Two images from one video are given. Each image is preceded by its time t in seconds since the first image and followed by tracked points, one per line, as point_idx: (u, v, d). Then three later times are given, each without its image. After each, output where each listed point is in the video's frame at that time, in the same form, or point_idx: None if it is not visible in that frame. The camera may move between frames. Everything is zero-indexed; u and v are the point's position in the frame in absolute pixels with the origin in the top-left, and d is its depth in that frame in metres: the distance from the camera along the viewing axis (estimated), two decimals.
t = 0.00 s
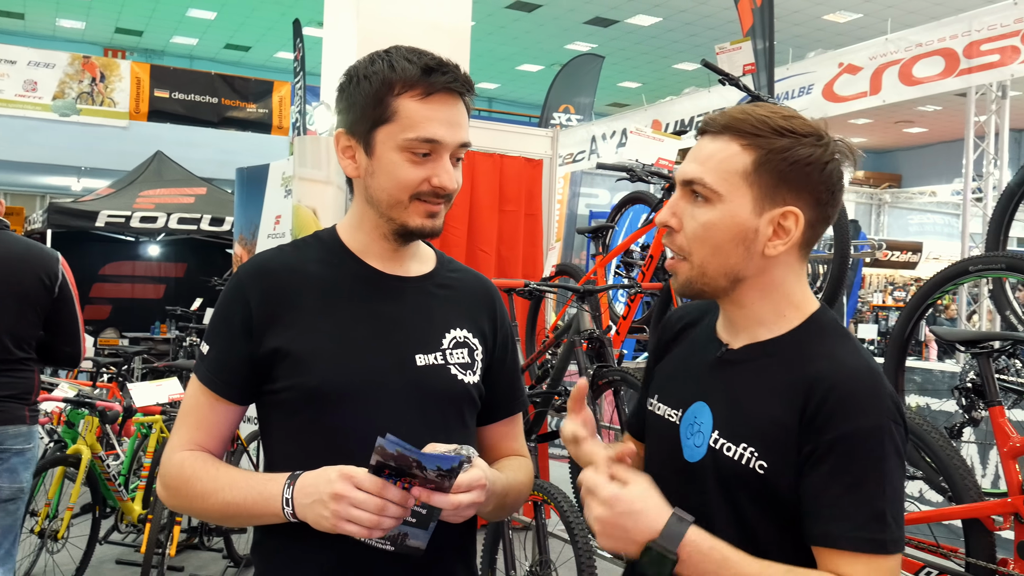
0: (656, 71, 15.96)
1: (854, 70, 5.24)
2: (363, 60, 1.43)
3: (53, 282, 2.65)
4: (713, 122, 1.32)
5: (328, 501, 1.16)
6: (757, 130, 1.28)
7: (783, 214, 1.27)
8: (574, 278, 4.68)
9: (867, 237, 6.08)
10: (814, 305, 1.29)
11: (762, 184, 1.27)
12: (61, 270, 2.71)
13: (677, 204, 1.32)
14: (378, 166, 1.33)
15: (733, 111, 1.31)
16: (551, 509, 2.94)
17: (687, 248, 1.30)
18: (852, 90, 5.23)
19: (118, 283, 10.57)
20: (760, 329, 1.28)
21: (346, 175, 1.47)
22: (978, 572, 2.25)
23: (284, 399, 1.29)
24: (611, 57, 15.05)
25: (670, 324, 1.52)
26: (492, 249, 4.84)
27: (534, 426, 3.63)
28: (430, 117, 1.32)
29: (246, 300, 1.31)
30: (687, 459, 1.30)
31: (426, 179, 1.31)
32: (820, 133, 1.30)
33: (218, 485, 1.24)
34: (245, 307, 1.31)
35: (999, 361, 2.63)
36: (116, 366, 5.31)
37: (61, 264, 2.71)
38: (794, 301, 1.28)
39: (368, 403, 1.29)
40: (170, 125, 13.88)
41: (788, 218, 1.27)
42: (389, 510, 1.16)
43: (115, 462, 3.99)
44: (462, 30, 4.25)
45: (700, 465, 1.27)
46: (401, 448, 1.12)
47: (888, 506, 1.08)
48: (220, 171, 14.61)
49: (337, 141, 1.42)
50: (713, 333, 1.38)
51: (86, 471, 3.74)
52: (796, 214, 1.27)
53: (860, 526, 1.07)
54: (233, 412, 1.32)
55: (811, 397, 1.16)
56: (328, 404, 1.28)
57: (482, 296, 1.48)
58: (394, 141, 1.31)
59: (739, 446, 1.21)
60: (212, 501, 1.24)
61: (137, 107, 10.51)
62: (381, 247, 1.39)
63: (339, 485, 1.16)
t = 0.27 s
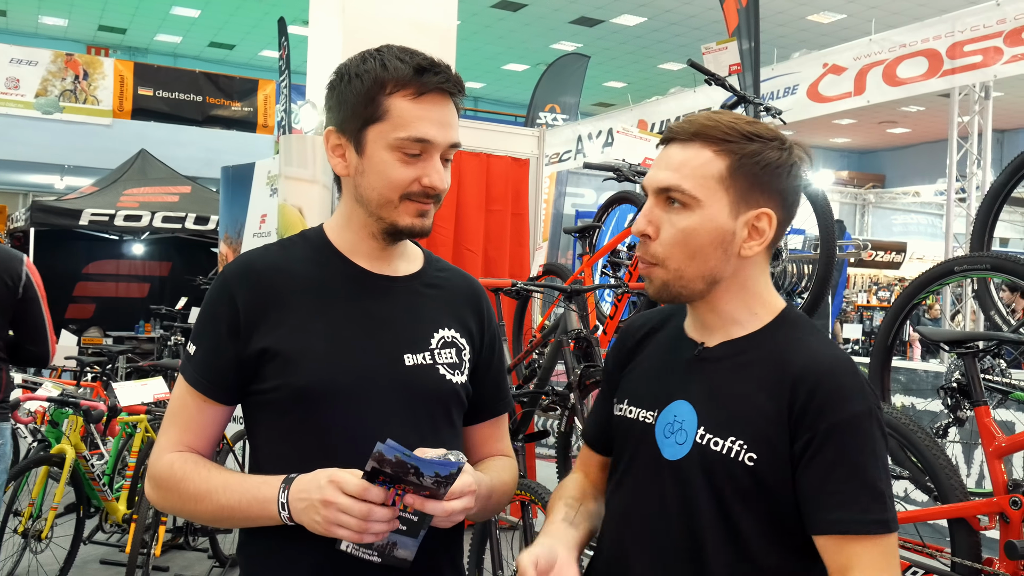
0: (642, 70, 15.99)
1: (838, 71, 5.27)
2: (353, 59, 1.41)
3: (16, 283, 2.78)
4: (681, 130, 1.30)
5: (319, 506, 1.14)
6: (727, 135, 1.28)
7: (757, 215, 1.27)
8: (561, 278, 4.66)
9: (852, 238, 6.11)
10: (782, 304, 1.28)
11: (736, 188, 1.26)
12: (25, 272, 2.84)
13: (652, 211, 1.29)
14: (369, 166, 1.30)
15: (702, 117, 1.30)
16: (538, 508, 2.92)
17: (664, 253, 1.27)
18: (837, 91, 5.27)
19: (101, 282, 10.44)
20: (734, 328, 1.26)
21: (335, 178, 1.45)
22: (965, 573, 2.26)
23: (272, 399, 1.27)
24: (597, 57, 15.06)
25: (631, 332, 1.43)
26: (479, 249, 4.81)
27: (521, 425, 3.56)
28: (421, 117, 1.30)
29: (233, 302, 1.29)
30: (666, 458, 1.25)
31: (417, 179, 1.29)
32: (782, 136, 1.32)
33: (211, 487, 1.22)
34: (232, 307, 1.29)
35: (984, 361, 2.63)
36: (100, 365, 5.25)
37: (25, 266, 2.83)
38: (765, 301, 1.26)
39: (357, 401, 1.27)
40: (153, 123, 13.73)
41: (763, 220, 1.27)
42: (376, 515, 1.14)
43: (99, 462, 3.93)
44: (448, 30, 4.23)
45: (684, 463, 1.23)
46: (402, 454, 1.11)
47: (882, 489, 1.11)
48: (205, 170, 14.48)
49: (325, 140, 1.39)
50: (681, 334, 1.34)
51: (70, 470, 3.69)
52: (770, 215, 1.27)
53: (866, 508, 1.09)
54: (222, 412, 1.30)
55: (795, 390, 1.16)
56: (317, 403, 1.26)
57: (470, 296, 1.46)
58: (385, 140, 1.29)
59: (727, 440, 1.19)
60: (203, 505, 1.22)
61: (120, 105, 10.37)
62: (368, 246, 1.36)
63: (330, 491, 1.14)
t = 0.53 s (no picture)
0: (643, 70, 15.99)
1: (839, 71, 5.28)
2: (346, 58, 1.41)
3: None
4: (668, 125, 1.27)
5: (317, 508, 1.14)
6: (713, 128, 1.26)
7: (745, 206, 1.27)
8: (562, 277, 4.66)
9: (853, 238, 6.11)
10: (762, 294, 1.30)
11: (726, 179, 1.25)
12: None
13: (644, 205, 1.25)
14: (351, 159, 1.32)
15: (686, 112, 1.28)
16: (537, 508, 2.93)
17: (662, 245, 1.23)
18: (837, 91, 5.28)
19: (102, 281, 10.44)
20: (721, 317, 1.25)
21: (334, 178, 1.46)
22: (965, 573, 2.26)
23: (272, 398, 1.27)
24: (598, 56, 15.04)
25: (605, 321, 1.38)
26: (479, 248, 4.81)
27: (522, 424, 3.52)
28: (399, 108, 1.31)
29: (235, 301, 1.29)
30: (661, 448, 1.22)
31: (393, 170, 1.30)
32: (757, 130, 1.33)
33: (211, 486, 1.22)
34: (233, 307, 1.29)
35: (985, 362, 2.63)
36: (100, 364, 5.25)
37: None
38: (748, 291, 1.28)
39: (357, 400, 1.28)
40: (154, 123, 13.73)
41: (749, 210, 1.28)
42: (373, 515, 1.13)
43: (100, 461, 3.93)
44: (449, 30, 4.23)
45: (686, 452, 1.21)
46: (399, 453, 1.11)
47: (847, 459, 1.14)
48: (205, 169, 14.47)
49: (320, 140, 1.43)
50: (659, 325, 1.31)
51: (70, 470, 3.69)
52: (755, 205, 1.28)
53: (836, 480, 1.12)
54: (222, 411, 1.30)
55: (791, 357, 1.19)
56: (317, 402, 1.26)
57: (471, 298, 1.45)
58: (363, 131, 1.32)
59: (731, 423, 1.18)
60: (204, 504, 1.22)
61: (121, 104, 10.37)
62: (366, 244, 1.36)
63: (327, 494, 1.14)
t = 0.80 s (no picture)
0: (645, 70, 15.98)
1: (840, 71, 5.28)
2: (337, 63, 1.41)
3: None
4: (655, 119, 1.26)
5: (310, 498, 1.14)
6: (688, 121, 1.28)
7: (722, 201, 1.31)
8: (562, 277, 4.66)
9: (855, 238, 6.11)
10: (729, 285, 1.30)
11: (711, 172, 1.27)
12: None
13: (642, 198, 1.23)
14: (349, 159, 1.33)
15: (668, 108, 1.28)
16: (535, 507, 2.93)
17: (661, 238, 1.22)
18: (839, 91, 5.28)
19: (102, 279, 10.46)
20: (694, 313, 1.25)
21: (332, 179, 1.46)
22: (964, 572, 2.26)
23: (269, 394, 1.28)
24: (600, 56, 15.04)
25: (574, 332, 1.36)
26: (480, 247, 4.82)
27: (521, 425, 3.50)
28: (395, 105, 1.31)
29: (235, 297, 1.30)
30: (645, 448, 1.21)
31: (386, 167, 1.30)
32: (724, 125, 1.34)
33: (207, 479, 1.23)
34: (233, 302, 1.29)
35: (985, 362, 2.63)
36: (101, 362, 5.26)
37: None
38: (716, 282, 1.28)
39: (354, 397, 1.28)
40: (156, 121, 13.75)
41: (725, 205, 1.32)
42: (363, 505, 1.13)
43: (100, 458, 3.93)
44: (452, 29, 4.23)
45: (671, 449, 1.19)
46: (390, 436, 1.13)
47: (831, 442, 1.13)
48: (206, 167, 14.47)
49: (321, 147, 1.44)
50: (631, 326, 1.29)
51: (71, 468, 3.69)
52: (729, 200, 1.32)
53: (812, 458, 1.11)
54: (223, 406, 1.31)
55: (767, 342, 1.19)
56: (313, 399, 1.26)
57: (471, 299, 1.45)
58: (358, 128, 1.32)
59: (712, 415, 1.18)
60: (201, 496, 1.22)
61: (122, 102, 10.37)
62: (367, 243, 1.36)
63: (318, 483, 1.14)
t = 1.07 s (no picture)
0: (649, 69, 15.96)
1: (845, 71, 5.27)
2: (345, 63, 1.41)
3: None
4: (625, 117, 1.24)
5: (302, 490, 1.14)
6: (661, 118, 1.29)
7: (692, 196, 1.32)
8: (566, 276, 4.65)
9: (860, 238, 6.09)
10: (705, 278, 1.31)
11: (687, 169, 1.28)
12: None
13: (626, 195, 1.22)
14: (353, 158, 1.33)
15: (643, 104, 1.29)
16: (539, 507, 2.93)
17: (647, 234, 1.21)
18: (844, 91, 5.28)
19: (107, 278, 10.49)
20: (675, 308, 1.25)
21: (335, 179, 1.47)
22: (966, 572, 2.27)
23: (272, 390, 1.28)
24: (604, 55, 15.02)
25: (556, 340, 1.35)
26: (485, 246, 4.82)
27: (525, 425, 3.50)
28: (397, 103, 1.32)
29: (239, 293, 1.30)
30: (632, 445, 1.20)
31: (391, 166, 1.31)
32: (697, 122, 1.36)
33: (205, 471, 1.23)
34: (237, 298, 1.30)
35: (989, 362, 2.63)
36: (106, 360, 5.27)
37: None
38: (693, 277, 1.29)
39: (356, 393, 1.28)
40: (162, 120, 13.77)
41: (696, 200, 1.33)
42: (353, 498, 1.13)
43: (105, 457, 3.95)
44: (456, 29, 4.24)
45: (659, 447, 1.18)
46: (378, 430, 1.14)
47: (807, 420, 1.12)
48: (211, 167, 14.50)
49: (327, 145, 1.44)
50: (612, 327, 1.29)
51: (76, 465, 3.71)
52: (699, 195, 1.34)
53: (783, 437, 1.11)
54: (227, 402, 1.31)
55: (746, 327, 1.20)
56: (315, 395, 1.27)
57: (474, 300, 1.45)
58: (363, 128, 1.32)
59: (700, 408, 1.17)
60: (198, 487, 1.23)
61: (128, 101, 10.36)
62: (372, 241, 1.37)
63: (310, 475, 1.14)
